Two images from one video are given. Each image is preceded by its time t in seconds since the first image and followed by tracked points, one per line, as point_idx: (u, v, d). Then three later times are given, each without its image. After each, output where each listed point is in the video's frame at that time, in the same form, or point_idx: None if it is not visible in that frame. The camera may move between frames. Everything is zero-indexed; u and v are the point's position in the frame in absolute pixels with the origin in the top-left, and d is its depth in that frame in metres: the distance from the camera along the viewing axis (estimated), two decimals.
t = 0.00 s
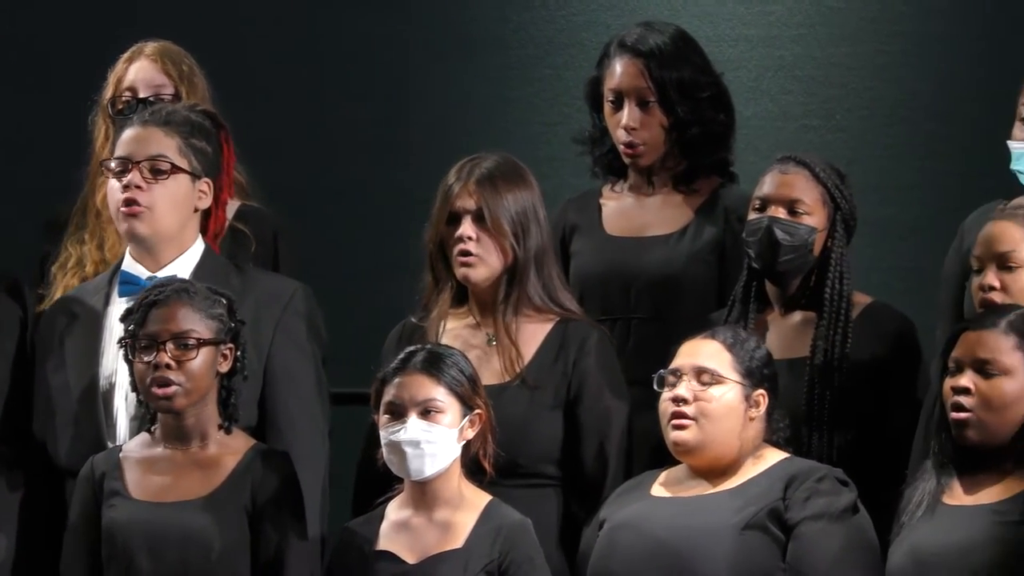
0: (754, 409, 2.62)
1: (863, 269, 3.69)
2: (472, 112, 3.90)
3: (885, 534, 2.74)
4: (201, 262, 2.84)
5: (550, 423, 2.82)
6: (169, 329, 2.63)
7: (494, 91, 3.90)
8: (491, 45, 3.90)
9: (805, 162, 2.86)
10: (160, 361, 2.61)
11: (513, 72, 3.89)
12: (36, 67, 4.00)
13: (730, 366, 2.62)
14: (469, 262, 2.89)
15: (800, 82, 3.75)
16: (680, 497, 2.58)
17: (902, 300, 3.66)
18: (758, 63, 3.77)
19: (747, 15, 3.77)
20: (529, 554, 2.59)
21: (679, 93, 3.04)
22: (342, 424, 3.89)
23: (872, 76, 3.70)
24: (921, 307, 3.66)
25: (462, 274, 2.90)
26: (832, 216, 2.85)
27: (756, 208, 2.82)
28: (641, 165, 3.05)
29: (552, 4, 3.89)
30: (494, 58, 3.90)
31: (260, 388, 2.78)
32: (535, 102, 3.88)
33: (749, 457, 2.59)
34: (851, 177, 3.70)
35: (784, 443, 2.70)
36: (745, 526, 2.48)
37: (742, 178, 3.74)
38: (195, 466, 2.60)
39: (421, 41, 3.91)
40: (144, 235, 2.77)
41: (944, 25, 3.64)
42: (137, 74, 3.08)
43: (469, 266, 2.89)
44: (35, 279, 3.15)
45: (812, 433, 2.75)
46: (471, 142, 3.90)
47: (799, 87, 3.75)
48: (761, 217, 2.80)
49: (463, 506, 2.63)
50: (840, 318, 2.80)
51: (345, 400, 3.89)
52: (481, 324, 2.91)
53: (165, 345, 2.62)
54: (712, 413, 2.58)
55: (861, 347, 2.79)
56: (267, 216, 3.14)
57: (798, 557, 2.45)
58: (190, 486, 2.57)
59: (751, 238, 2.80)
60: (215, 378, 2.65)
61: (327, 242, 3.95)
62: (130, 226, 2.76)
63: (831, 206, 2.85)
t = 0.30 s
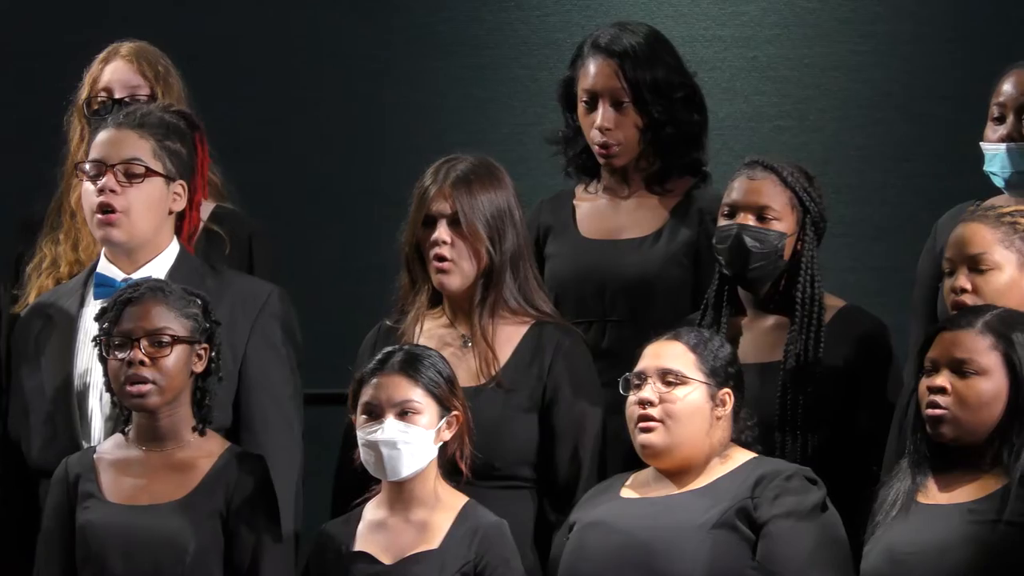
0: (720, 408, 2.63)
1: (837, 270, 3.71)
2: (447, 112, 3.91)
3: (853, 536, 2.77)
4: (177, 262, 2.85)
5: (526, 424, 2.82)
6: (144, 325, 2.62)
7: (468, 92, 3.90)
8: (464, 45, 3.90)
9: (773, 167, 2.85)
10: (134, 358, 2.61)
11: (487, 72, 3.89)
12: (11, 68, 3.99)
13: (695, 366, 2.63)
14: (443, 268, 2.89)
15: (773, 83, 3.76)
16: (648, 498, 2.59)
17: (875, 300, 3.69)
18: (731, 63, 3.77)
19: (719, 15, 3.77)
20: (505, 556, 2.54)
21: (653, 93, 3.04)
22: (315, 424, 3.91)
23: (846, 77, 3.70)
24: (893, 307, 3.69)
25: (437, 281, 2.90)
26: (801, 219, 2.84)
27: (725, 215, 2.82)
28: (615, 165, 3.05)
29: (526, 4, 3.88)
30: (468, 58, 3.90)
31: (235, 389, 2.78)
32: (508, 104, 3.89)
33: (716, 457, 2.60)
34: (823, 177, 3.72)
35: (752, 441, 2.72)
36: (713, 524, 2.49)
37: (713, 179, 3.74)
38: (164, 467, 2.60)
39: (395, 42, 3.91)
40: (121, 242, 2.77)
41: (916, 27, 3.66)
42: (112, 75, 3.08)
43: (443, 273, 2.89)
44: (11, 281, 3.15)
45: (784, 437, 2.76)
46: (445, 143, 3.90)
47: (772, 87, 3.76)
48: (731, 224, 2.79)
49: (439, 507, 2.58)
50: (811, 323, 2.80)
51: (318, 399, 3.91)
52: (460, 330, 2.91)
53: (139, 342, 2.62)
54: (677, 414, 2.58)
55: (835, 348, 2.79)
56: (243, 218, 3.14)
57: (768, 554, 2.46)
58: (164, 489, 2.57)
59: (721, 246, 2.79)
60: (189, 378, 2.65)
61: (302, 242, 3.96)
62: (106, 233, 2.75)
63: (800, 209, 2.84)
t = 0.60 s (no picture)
0: (703, 409, 2.62)
1: (822, 270, 3.72)
2: (432, 112, 3.92)
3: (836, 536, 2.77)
4: (163, 262, 2.85)
5: (511, 424, 2.82)
6: (130, 321, 2.63)
7: (452, 92, 3.91)
8: (448, 45, 3.91)
9: (756, 165, 2.86)
10: (120, 353, 2.61)
11: (471, 72, 3.90)
12: None
13: (679, 363, 2.63)
14: (427, 269, 2.90)
15: (756, 83, 3.77)
16: (629, 498, 2.59)
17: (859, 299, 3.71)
18: (714, 63, 3.78)
19: (703, 14, 3.78)
20: (491, 555, 2.50)
21: (638, 88, 3.05)
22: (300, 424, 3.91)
23: (829, 77, 3.72)
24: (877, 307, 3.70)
25: (420, 280, 2.91)
26: (784, 218, 2.85)
27: (708, 213, 2.83)
28: (599, 159, 3.07)
29: (510, 4, 3.89)
30: (452, 58, 3.91)
31: (220, 388, 2.77)
32: (492, 104, 3.89)
33: (695, 459, 2.60)
34: (807, 177, 3.73)
35: (732, 443, 2.72)
36: (694, 527, 2.49)
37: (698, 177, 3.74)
38: (149, 465, 2.60)
39: (379, 42, 3.92)
40: (107, 241, 2.77)
41: (899, 27, 3.67)
42: (97, 73, 3.09)
43: (427, 272, 2.90)
44: None
45: (768, 436, 2.76)
46: (429, 144, 3.91)
47: (755, 87, 3.77)
48: (714, 222, 2.79)
49: (424, 506, 2.53)
50: (794, 321, 2.81)
51: (303, 399, 3.92)
52: (445, 330, 2.91)
53: (124, 337, 2.62)
54: (659, 409, 2.59)
55: (820, 348, 2.80)
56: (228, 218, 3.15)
57: (748, 557, 2.46)
58: (147, 488, 2.57)
59: (704, 244, 2.79)
60: (174, 377, 2.65)
61: (288, 242, 3.97)
62: (92, 233, 2.75)
63: (783, 208, 2.85)
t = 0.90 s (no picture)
0: (696, 410, 2.62)
1: (813, 269, 3.72)
2: (422, 111, 3.92)
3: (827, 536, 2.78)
4: (156, 262, 2.85)
5: (502, 424, 2.82)
6: (113, 331, 2.62)
7: (442, 90, 3.91)
8: (437, 45, 3.91)
9: (746, 164, 2.86)
10: (105, 364, 2.60)
11: (461, 70, 3.90)
12: None
13: (673, 366, 2.61)
14: (418, 268, 2.90)
15: (746, 81, 3.76)
16: (623, 498, 2.59)
17: (848, 298, 3.72)
18: (703, 62, 3.77)
19: (692, 13, 3.78)
20: (481, 554, 2.50)
21: (627, 90, 3.05)
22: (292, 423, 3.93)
23: (819, 76, 3.72)
24: (866, 306, 3.71)
25: (410, 279, 2.90)
26: (774, 217, 2.84)
27: (698, 211, 2.82)
28: (590, 162, 3.07)
29: (499, 3, 3.88)
30: (442, 56, 3.91)
31: (212, 387, 2.77)
32: (482, 103, 3.89)
33: (689, 462, 2.59)
34: (796, 177, 3.73)
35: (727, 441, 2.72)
36: (686, 527, 2.48)
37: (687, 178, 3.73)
38: (138, 465, 2.60)
39: (369, 41, 3.92)
40: (101, 242, 2.76)
41: (889, 26, 3.67)
42: (87, 72, 3.11)
43: (417, 271, 2.89)
44: None
45: (758, 435, 2.76)
46: (420, 143, 3.91)
47: (745, 86, 3.76)
48: (704, 220, 2.79)
49: (414, 506, 2.53)
50: (784, 320, 2.81)
51: (295, 398, 3.93)
52: (434, 329, 2.92)
53: (109, 348, 2.61)
54: (652, 413, 2.57)
55: (805, 351, 2.80)
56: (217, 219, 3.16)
57: (740, 557, 2.46)
58: (137, 488, 2.57)
59: (695, 242, 2.79)
60: (160, 378, 2.64)
61: (280, 242, 3.98)
62: (87, 235, 2.75)
63: (773, 207, 2.85)
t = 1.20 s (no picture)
0: (685, 407, 2.60)
1: (804, 268, 3.72)
2: (412, 109, 3.92)
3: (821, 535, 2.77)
4: (148, 262, 2.85)
5: (494, 423, 2.82)
6: (101, 331, 2.61)
7: (432, 89, 3.92)
8: (426, 43, 3.92)
9: (735, 163, 2.86)
10: (94, 364, 2.59)
11: (451, 69, 3.91)
12: None
13: (657, 366, 2.61)
14: (408, 266, 2.90)
15: (735, 79, 3.76)
16: (619, 495, 2.59)
17: (839, 296, 3.71)
18: (693, 61, 3.77)
19: (681, 12, 3.77)
20: (467, 553, 2.50)
21: (617, 86, 3.09)
22: (285, 422, 3.94)
23: (808, 74, 3.72)
24: (858, 304, 3.70)
25: (400, 277, 2.90)
26: (763, 216, 2.85)
27: (687, 211, 2.83)
28: (578, 158, 3.11)
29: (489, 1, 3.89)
30: (432, 56, 3.91)
31: (205, 386, 2.78)
32: (471, 101, 3.90)
33: (676, 467, 2.58)
34: (785, 175, 3.73)
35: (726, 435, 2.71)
36: (681, 527, 2.48)
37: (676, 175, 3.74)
38: (126, 465, 2.59)
39: (360, 40, 3.93)
40: (94, 237, 2.76)
41: (877, 25, 3.67)
42: (78, 71, 3.14)
43: (407, 269, 2.89)
44: None
45: (748, 434, 2.76)
46: (411, 142, 3.92)
47: (735, 84, 3.76)
48: (693, 219, 2.80)
49: (401, 504, 2.53)
50: (773, 318, 2.81)
51: (287, 397, 3.94)
52: (424, 326, 2.92)
53: (97, 348, 2.60)
54: (635, 413, 2.58)
55: (796, 348, 2.81)
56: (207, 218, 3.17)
57: (734, 557, 2.45)
58: (126, 487, 2.57)
59: (683, 241, 2.80)
60: (148, 377, 2.64)
61: (274, 241, 3.99)
62: (80, 230, 2.75)
63: (762, 205, 2.85)
